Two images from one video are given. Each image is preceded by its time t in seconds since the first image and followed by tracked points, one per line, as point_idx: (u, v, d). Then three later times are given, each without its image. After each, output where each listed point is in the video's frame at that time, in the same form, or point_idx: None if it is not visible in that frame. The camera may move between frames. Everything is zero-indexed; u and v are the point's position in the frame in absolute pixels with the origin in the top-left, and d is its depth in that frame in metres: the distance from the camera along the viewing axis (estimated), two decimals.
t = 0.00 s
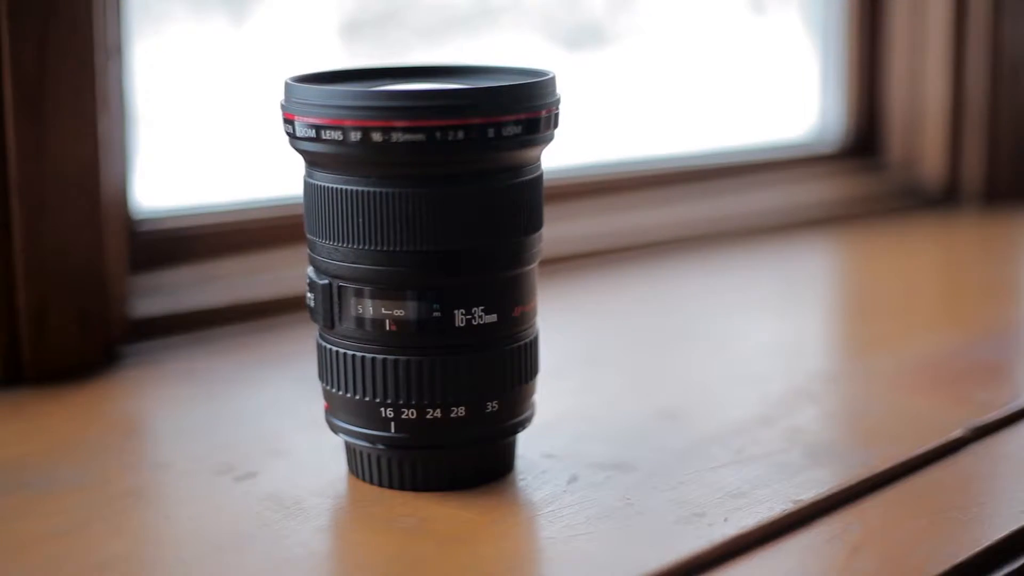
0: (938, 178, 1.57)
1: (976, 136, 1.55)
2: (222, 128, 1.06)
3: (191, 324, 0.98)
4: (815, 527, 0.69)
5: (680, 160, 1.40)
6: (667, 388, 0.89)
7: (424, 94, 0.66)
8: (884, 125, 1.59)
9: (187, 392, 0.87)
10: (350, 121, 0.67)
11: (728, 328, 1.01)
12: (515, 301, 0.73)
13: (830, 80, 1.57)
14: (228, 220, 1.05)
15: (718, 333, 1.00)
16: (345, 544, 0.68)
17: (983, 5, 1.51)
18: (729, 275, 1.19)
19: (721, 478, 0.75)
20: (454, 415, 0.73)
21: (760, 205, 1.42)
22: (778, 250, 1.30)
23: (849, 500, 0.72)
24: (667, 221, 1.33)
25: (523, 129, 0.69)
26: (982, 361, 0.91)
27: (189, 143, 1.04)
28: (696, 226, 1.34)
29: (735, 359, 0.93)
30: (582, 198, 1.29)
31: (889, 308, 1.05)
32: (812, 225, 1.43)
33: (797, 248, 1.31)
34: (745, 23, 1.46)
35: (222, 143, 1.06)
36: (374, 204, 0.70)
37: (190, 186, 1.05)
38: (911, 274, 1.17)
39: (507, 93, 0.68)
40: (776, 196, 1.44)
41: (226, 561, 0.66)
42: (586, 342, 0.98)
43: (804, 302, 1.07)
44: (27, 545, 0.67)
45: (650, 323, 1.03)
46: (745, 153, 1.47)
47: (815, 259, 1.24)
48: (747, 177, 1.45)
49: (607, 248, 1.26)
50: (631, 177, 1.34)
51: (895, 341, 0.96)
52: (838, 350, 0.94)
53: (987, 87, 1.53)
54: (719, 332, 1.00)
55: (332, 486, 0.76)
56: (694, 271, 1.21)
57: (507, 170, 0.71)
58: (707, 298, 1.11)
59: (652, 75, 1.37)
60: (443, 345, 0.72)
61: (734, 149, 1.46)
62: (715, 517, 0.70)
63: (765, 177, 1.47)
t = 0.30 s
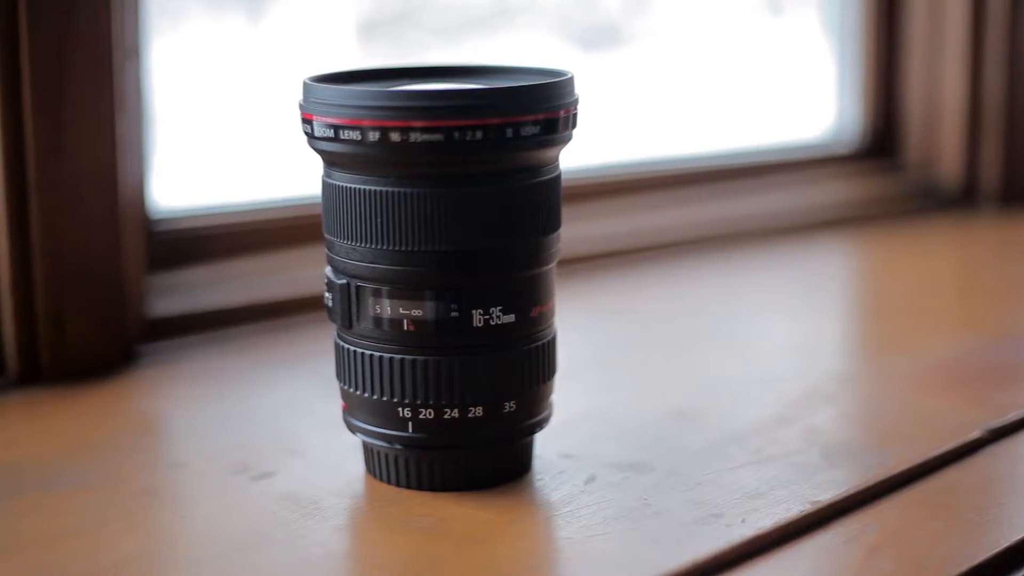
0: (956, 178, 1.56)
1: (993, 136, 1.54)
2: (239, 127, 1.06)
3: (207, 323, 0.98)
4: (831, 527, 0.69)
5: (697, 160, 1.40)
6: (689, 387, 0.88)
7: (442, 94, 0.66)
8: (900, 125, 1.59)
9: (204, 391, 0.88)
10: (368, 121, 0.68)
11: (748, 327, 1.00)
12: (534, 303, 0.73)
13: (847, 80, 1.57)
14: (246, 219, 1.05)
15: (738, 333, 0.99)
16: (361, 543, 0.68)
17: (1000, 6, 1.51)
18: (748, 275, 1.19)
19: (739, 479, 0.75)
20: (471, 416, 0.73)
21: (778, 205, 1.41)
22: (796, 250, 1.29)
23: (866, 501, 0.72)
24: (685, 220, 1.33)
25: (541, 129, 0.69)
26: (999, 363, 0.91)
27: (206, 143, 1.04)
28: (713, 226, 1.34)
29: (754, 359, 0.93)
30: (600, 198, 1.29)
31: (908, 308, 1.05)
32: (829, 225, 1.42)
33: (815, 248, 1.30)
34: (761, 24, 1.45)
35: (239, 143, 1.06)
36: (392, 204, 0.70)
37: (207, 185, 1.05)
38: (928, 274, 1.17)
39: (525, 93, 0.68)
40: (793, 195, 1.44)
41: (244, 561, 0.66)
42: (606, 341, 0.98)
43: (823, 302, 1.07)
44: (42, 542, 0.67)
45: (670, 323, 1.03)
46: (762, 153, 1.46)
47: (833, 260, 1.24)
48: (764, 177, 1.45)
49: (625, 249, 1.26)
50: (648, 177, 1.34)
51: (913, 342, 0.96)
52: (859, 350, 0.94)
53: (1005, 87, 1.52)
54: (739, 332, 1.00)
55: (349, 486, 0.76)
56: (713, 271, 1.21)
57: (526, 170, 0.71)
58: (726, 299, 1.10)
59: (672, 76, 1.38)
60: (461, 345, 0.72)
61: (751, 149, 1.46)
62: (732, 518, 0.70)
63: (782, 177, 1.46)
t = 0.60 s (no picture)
0: (973, 179, 1.56)
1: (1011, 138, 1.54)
2: (257, 127, 1.06)
3: (225, 322, 0.98)
4: (849, 529, 0.69)
5: (714, 160, 1.40)
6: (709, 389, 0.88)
7: (461, 94, 0.66)
8: (918, 125, 1.59)
9: (222, 391, 0.88)
10: (386, 121, 0.68)
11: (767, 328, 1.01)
12: (551, 302, 0.73)
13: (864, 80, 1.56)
14: (265, 218, 1.05)
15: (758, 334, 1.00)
16: (378, 543, 0.68)
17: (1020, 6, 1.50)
18: (766, 275, 1.19)
19: (757, 479, 0.75)
20: (490, 416, 0.73)
21: (794, 206, 1.41)
22: (812, 251, 1.29)
23: (885, 502, 0.72)
24: (701, 221, 1.32)
25: (561, 130, 0.69)
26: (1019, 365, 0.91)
27: (224, 142, 1.04)
28: (729, 227, 1.34)
29: (773, 360, 0.93)
30: (616, 198, 1.29)
31: (928, 309, 1.05)
32: (845, 226, 1.42)
33: (832, 249, 1.30)
34: (779, 24, 1.45)
35: (262, 142, 1.07)
36: (411, 205, 0.70)
37: (226, 185, 1.05)
38: (947, 276, 1.17)
39: (543, 93, 0.68)
40: (810, 196, 1.44)
41: (262, 560, 0.66)
42: (626, 342, 0.98)
43: (843, 304, 1.07)
44: (65, 543, 0.67)
45: (690, 324, 1.03)
46: (779, 154, 1.46)
47: (850, 261, 1.24)
48: (782, 178, 1.45)
49: (641, 249, 1.26)
50: (665, 177, 1.34)
51: (933, 344, 0.95)
52: (879, 351, 0.94)
53: None
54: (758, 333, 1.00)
55: (369, 485, 0.76)
56: (730, 272, 1.21)
57: (544, 170, 0.71)
58: (745, 299, 1.10)
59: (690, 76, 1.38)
60: (478, 345, 0.72)
61: (768, 150, 1.46)
62: (750, 518, 0.70)
63: (799, 178, 1.46)
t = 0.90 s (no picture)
0: (994, 179, 1.55)
1: None
2: (277, 127, 1.06)
3: (243, 321, 0.98)
4: (869, 531, 0.69)
5: (733, 160, 1.39)
6: (731, 390, 0.88)
7: (483, 94, 0.66)
8: (938, 126, 1.58)
9: (241, 390, 0.88)
10: (408, 121, 0.68)
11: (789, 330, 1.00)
12: (571, 302, 0.73)
13: (883, 81, 1.56)
14: (284, 218, 1.04)
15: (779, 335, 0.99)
16: (397, 543, 0.68)
17: None
18: (787, 276, 1.19)
19: (777, 479, 0.75)
20: (510, 416, 0.73)
21: (815, 205, 1.40)
22: (832, 252, 1.29)
23: (905, 504, 0.72)
24: (719, 221, 1.32)
25: (582, 130, 0.69)
26: None
27: (243, 142, 1.05)
28: (751, 227, 1.33)
29: (794, 361, 0.93)
30: (633, 198, 1.29)
31: (951, 311, 1.04)
32: (865, 227, 1.41)
33: (852, 250, 1.30)
34: (797, 24, 1.45)
35: (281, 142, 1.07)
36: (432, 205, 0.70)
37: (245, 184, 1.05)
38: (968, 277, 1.16)
39: (565, 94, 0.68)
40: (827, 196, 1.43)
41: (282, 560, 0.66)
42: (648, 342, 0.98)
43: (865, 305, 1.06)
44: (85, 542, 0.67)
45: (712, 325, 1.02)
46: (797, 154, 1.46)
47: (871, 262, 1.23)
48: (801, 178, 1.44)
49: (664, 249, 1.26)
50: (684, 177, 1.33)
51: (955, 346, 0.95)
52: (903, 353, 0.94)
53: None
54: (781, 334, 1.00)
55: (388, 485, 0.76)
56: (751, 273, 1.20)
57: (565, 171, 0.71)
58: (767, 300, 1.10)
59: (708, 76, 1.37)
60: (499, 345, 0.72)
61: (787, 150, 1.45)
62: (770, 519, 0.70)
63: (818, 178, 1.45)
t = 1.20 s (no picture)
0: (1012, 181, 1.54)
1: None
2: (295, 127, 1.07)
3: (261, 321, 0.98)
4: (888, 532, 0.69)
5: (750, 162, 1.39)
6: (751, 391, 0.88)
7: (502, 94, 0.66)
8: (955, 127, 1.58)
9: (259, 389, 0.88)
10: (427, 121, 0.68)
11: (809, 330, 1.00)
12: (590, 303, 0.73)
13: (902, 82, 1.56)
14: (301, 218, 1.05)
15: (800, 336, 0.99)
16: (416, 542, 0.68)
17: None
18: (805, 277, 1.18)
19: (796, 480, 0.75)
20: (529, 416, 0.73)
21: (832, 206, 1.40)
22: (849, 253, 1.28)
23: (923, 505, 0.72)
24: (735, 221, 1.32)
25: (602, 131, 0.69)
26: None
27: (262, 141, 1.05)
28: (769, 228, 1.33)
29: (814, 361, 0.93)
30: (649, 199, 1.29)
31: (972, 312, 1.04)
32: (883, 227, 1.41)
33: (870, 251, 1.29)
34: (814, 25, 1.45)
35: (298, 142, 1.07)
36: (451, 205, 0.70)
37: (263, 184, 1.05)
38: (987, 279, 1.16)
39: (584, 94, 0.68)
40: (843, 197, 1.43)
41: (301, 559, 0.66)
42: (669, 343, 0.98)
43: (886, 307, 1.06)
44: (104, 541, 0.67)
45: (731, 326, 1.02)
46: (814, 155, 1.46)
47: (889, 263, 1.23)
48: (818, 181, 1.44)
49: (683, 249, 1.25)
50: (699, 178, 1.34)
51: (976, 348, 0.95)
52: (926, 355, 0.93)
53: None
54: (801, 335, 1.00)
55: (407, 486, 0.76)
56: (769, 274, 1.20)
57: (584, 171, 0.71)
58: (786, 301, 1.09)
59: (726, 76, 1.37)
60: (518, 345, 0.72)
61: (802, 152, 1.45)
62: (789, 520, 0.70)
63: (834, 180, 1.45)
